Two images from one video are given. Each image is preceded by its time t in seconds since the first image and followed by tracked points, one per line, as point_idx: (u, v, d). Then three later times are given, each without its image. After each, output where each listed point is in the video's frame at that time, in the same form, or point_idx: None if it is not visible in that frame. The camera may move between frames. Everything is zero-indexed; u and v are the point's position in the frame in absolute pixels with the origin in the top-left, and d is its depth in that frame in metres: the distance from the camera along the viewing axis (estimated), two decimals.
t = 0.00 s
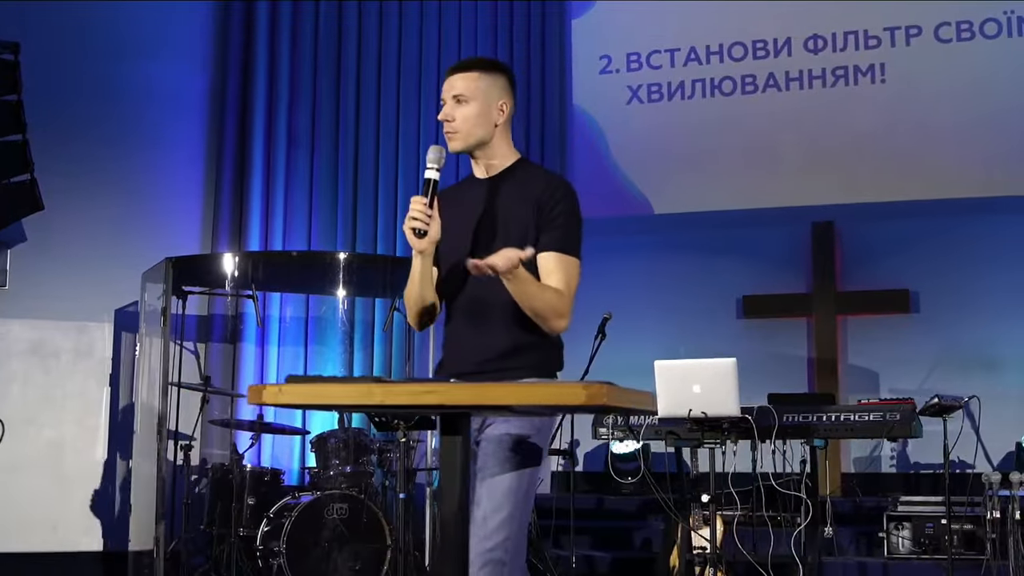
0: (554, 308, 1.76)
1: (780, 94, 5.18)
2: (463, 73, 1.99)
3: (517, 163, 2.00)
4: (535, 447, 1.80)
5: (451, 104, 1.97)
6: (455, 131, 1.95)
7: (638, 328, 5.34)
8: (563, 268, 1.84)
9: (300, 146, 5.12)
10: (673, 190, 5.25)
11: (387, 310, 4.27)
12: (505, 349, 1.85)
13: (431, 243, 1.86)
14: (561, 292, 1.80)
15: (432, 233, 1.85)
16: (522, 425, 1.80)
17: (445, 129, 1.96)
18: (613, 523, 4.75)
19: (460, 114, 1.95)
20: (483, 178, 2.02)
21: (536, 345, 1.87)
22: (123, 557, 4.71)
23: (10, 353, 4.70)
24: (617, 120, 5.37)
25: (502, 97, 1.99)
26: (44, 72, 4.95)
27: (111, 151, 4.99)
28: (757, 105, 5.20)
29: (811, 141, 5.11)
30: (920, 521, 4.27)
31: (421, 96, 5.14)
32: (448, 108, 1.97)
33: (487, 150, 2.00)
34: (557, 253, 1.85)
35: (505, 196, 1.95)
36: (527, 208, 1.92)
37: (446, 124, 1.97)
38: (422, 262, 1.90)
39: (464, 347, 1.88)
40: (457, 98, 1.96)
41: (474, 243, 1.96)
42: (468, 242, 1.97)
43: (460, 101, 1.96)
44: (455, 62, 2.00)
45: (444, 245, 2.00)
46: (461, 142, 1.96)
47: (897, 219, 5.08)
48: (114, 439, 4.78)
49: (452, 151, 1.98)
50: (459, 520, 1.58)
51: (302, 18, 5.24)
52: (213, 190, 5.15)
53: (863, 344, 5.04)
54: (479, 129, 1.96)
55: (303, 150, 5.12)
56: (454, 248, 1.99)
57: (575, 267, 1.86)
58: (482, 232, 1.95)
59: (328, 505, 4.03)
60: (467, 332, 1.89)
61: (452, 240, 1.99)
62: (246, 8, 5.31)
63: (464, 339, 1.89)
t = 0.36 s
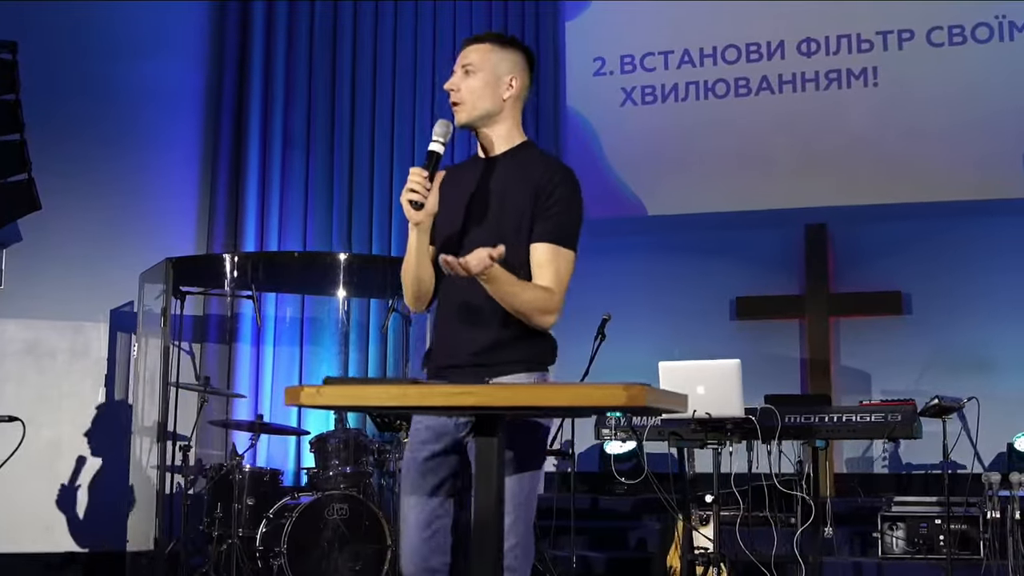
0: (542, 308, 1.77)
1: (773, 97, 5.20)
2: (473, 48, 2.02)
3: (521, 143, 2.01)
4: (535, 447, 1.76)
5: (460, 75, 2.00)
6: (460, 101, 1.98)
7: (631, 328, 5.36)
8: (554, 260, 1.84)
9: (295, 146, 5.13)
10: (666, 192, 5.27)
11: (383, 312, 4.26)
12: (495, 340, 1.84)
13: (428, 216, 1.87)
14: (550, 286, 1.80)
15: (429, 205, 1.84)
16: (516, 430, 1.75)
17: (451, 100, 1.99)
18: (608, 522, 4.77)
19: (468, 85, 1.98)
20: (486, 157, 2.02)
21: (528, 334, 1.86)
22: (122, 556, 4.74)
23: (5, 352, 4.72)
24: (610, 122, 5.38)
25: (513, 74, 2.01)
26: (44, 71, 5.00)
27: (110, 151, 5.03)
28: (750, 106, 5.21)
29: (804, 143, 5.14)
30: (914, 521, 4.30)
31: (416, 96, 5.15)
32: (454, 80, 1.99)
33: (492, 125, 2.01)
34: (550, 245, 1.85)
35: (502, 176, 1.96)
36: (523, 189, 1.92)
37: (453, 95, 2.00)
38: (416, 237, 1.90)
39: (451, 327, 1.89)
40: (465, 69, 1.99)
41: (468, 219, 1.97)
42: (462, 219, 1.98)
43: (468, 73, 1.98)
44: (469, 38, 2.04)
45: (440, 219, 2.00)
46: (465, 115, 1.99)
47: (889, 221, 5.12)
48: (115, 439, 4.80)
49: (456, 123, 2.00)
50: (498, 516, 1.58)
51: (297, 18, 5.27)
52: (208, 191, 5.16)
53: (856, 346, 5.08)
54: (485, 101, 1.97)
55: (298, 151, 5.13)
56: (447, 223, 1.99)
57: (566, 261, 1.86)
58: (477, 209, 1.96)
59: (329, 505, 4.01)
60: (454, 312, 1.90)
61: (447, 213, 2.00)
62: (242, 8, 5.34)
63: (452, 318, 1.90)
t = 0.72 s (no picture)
0: (551, 309, 1.66)
1: (768, 99, 5.21)
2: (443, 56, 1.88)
3: (519, 140, 1.89)
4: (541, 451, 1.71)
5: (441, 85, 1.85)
6: (451, 115, 1.84)
7: (627, 329, 5.37)
8: (562, 258, 1.73)
9: (291, 146, 5.13)
10: (662, 194, 5.27)
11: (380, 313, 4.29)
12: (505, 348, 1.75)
13: (424, 228, 1.79)
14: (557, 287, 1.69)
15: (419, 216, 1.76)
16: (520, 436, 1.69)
17: (440, 115, 1.85)
18: (606, 522, 4.78)
19: (450, 96, 1.84)
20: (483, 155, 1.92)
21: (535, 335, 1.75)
22: (118, 557, 4.78)
23: (2, 352, 4.74)
24: (604, 123, 5.38)
25: (495, 72, 1.87)
26: (42, 71, 5.00)
27: (109, 153, 5.06)
28: (745, 109, 5.23)
29: (799, 145, 5.15)
30: (910, 521, 4.34)
31: (412, 95, 5.15)
32: (435, 94, 1.86)
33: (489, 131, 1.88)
34: (557, 242, 1.74)
35: (500, 177, 1.86)
36: (523, 189, 1.82)
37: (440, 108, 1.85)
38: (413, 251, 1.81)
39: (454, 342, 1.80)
40: (443, 80, 1.85)
41: (466, 227, 1.86)
42: (460, 225, 1.87)
43: (448, 83, 1.85)
44: (438, 42, 1.88)
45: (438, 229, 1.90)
46: (459, 126, 1.86)
47: (884, 223, 5.15)
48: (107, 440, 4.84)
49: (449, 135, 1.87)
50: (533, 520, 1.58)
51: (293, 19, 5.29)
52: (204, 192, 5.22)
53: (850, 347, 5.10)
54: (476, 110, 1.84)
55: (295, 152, 5.13)
56: (446, 232, 1.89)
57: (579, 255, 1.74)
58: (476, 215, 1.85)
59: (331, 505, 4.04)
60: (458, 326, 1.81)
61: (445, 223, 1.89)
62: (239, 9, 5.38)
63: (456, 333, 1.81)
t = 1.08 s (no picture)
0: (566, 312, 1.73)
1: (766, 100, 5.22)
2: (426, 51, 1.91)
3: (500, 138, 1.91)
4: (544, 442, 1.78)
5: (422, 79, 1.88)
6: (431, 107, 1.86)
7: (625, 329, 5.38)
8: (567, 257, 1.77)
9: (291, 146, 5.13)
10: (660, 195, 5.27)
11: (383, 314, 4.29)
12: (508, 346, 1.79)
13: (419, 224, 1.81)
14: (567, 286, 1.75)
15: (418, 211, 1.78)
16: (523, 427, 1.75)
17: (421, 107, 1.88)
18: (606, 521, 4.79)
19: (431, 89, 1.87)
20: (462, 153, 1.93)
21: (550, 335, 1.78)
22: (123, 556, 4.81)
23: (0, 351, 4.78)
24: (602, 123, 5.38)
25: (477, 66, 1.89)
26: (42, 73, 5.07)
27: (108, 151, 5.10)
28: (743, 109, 5.23)
29: (797, 146, 5.15)
30: (911, 520, 4.34)
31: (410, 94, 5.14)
32: (417, 87, 1.88)
33: (468, 127, 1.90)
34: (559, 244, 1.78)
35: (485, 174, 1.87)
36: (512, 185, 1.84)
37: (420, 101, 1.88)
38: (410, 249, 1.83)
39: (452, 342, 1.81)
40: (425, 73, 1.88)
41: (457, 224, 1.87)
42: (450, 223, 1.88)
43: (430, 76, 1.87)
44: (421, 37, 1.91)
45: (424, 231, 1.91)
46: (438, 120, 1.88)
47: (881, 224, 5.17)
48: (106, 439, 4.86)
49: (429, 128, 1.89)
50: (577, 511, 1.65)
51: (293, 18, 5.29)
52: (203, 191, 5.21)
53: (849, 347, 5.13)
54: (455, 102, 1.86)
55: (294, 151, 5.13)
56: (435, 231, 1.89)
57: (581, 252, 1.78)
58: (464, 213, 1.86)
59: (336, 505, 4.04)
60: (454, 326, 1.81)
61: (432, 223, 1.89)
62: (238, 8, 5.38)
63: (451, 332, 1.82)
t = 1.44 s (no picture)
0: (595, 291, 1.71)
1: (758, 102, 5.19)
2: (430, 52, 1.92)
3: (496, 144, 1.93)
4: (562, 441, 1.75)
5: (430, 78, 1.89)
6: (442, 104, 1.87)
7: (616, 329, 5.39)
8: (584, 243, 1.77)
9: (285, 144, 5.15)
10: (652, 194, 5.21)
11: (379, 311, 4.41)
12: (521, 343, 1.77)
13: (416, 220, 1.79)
14: (594, 268, 1.74)
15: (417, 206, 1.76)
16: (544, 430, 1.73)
17: (427, 104, 1.88)
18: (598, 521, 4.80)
19: (441, 88, 1.88)
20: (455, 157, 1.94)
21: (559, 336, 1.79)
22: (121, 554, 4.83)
23: None
24: (594, 123, 5.31)
25: (480, 72, 1.92)
26: (37, 70, 5.06)
27: (102, 150, 5.10)
28: (735, 111, 5.20)
29: (787, 147, 5.13)
30: (903, 520, 4.35)
31: (403, 95, 5.17)
32: (424, 84, 1.89)
33: (467, 129, 1.92)
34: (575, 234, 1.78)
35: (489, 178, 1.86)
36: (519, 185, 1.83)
37: (427, 99, 1.88)
38: (405, 242, 1.82)
39: (461, 340, 1.78)
40: (434, 71, 1.89)
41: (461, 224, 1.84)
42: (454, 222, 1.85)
43: (440, 75, 1.88)
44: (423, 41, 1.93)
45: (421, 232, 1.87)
46: (444, 117, 1.88)
47: (872, 225, 5.20)
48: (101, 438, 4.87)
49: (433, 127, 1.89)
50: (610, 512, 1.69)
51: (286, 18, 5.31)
52: (196, 191, 5.23)
53: (840, 348, 5.15)
54: (464, 103, 1.88)
55: (287, 150, 5.15)
56: (439, 230, 1.86)
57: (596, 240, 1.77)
58: (469, 215, 1.84)
59: (335, 505, 3.99)
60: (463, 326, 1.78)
61: (433, 224, 1.86)
62: (231, 8, 5.41)
63: (458, 331, 1.79)
